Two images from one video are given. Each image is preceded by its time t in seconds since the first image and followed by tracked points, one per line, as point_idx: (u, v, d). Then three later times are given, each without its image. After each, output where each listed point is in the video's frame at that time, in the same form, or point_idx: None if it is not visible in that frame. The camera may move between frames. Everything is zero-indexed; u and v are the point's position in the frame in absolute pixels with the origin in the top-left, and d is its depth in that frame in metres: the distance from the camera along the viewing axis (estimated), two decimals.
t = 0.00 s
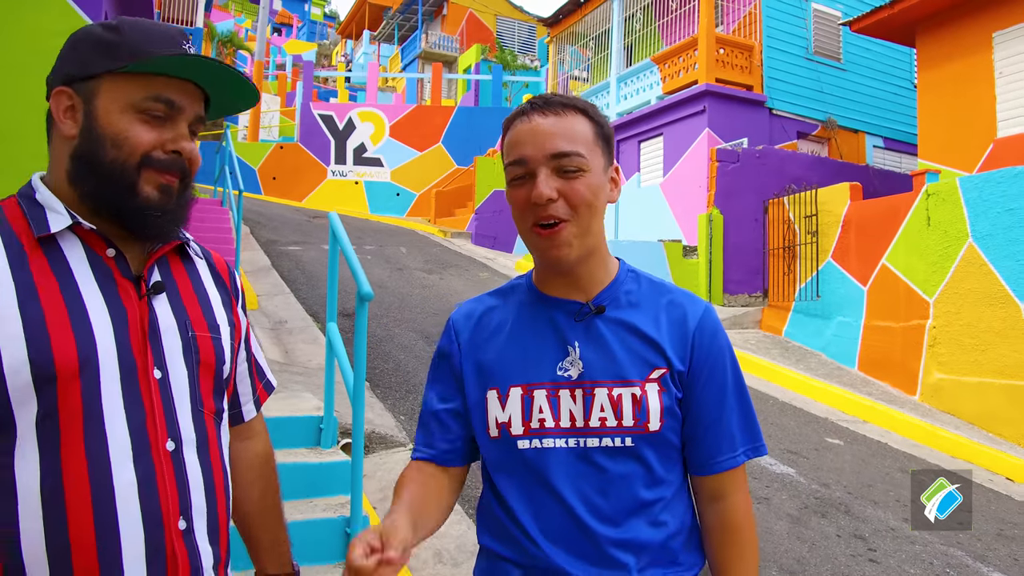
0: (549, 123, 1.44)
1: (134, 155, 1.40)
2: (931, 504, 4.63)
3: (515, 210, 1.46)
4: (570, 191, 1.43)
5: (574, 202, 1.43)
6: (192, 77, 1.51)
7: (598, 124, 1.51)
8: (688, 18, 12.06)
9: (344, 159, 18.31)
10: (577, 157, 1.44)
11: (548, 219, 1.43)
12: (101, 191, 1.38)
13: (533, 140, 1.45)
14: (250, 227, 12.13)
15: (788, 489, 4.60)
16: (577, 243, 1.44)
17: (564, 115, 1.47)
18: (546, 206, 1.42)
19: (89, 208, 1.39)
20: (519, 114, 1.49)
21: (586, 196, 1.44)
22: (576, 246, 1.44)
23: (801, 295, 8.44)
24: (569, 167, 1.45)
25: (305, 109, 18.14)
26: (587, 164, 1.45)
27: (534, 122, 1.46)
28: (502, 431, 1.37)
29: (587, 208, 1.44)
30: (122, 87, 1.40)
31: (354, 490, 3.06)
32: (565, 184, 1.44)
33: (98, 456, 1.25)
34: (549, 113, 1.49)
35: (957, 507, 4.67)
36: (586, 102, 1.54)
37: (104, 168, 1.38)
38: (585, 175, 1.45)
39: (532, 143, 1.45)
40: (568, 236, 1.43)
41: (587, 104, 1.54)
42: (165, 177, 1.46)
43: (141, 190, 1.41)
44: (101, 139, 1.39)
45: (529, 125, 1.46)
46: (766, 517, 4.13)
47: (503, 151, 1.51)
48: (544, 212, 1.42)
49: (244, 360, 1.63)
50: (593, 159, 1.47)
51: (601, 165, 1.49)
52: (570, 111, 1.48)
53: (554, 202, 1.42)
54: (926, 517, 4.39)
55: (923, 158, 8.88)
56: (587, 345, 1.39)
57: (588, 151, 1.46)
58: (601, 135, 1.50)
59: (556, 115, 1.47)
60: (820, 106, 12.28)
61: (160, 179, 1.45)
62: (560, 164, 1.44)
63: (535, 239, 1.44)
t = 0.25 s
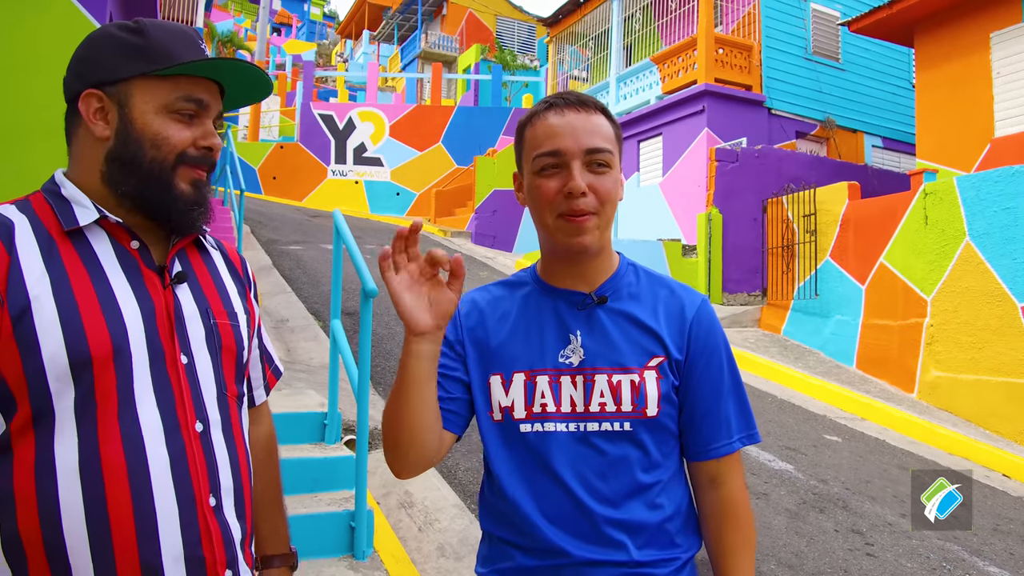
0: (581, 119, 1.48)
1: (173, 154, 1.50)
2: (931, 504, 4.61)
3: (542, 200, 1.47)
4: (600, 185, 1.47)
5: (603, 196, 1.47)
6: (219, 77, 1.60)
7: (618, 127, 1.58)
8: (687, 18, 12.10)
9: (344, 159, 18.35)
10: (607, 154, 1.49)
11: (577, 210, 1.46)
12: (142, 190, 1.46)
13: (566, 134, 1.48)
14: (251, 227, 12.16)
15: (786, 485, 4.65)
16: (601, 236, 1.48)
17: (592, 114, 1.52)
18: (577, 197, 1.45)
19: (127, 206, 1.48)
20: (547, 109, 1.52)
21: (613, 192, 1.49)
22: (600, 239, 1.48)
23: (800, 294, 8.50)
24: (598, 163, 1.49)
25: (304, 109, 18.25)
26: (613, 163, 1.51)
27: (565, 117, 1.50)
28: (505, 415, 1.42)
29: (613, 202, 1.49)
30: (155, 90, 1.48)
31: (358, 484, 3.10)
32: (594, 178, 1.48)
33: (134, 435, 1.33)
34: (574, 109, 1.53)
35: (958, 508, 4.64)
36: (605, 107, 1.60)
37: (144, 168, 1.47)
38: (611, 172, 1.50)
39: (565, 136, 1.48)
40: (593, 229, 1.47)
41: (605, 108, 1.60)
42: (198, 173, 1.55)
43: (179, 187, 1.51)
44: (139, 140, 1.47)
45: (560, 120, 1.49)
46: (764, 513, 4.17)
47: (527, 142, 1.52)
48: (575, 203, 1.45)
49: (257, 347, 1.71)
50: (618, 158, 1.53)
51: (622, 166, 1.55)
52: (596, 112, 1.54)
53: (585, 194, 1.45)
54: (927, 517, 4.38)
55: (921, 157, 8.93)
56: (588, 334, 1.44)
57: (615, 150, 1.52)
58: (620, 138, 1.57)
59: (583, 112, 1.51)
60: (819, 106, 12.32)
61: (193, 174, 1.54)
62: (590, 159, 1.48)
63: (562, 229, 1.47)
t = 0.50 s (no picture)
0: (582, 117, 1.51)
1: (178, 149, 1.52)
2: (931, 503, 4.61)
3: (542, 195, 1.50)
4: (602, 180, 1.50)
5: (603, 190, 1.50)
6: (217, 71, 1.61)
7: (617, 124, 1.61)
8: (687, 18, 12.12)
9: (343, 159, 18.37)
10: (607, 149, 1.52)
11: (577, 204, 1.49)
12: (150, 186, 1.49)
13: (567, 129, 1.51)
14: (251, 227, 12.18)
15: (786, 483, 4.68)
16: (600, 229, 1.51)
17: (593, 111, 1.55)
18: (578, 191, 1.48)
19: (134, 203, 1.50)
20: (549, 106, 1.55)
21: (612, 186, 1.52)
22: (599, 232, 1.51)
23: (799, 293, 8.52)
24: (598, 158, 1.52)
25: (305, 109, 18.25)
26: (612, 157, 1.54)
27: (566, 114, 1.53)
28: (510, 409, 1.43)
29: (613, 198, 1.52)
30: (159, 88, 1.51)
31: (361, 482, 3.13)
32: (594, 173, 1.51)
33: (147, 426, 1.37)
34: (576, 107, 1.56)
35: (957, 507, 4.64)
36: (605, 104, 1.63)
37: (151, 165, 1.49)
38: (610, 166, 1.53)
39: (565, 132, 1.51)
40: (593, 222, 1.50)
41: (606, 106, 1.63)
42: (203, 168, 1.58)
43: (185, 182, 1.54)
44: (145, 138, 1.49)
45: (561, 116, 1.52)
46: (764, 510, 4.20)
47: (529, 139, 1.56)
48: (575, 196, 1.48)
49: (262, 340, 1.77)
50: (617, 153, 1.56)
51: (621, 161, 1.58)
52: (597, 109, 1.57)
53: (585, 187, 1.48)
54: (926, 517, 4.37)
55: (920, 157, 8.96)
56: (590, 329, 1.47)
57: (614, 145, 1.55)
58: (620, 134, 1.60)
59: (585, 110, 1.54)
60: (818, 106, 12.36)
61: (199, 169, 1.57)
62: (590, 153, 1.51)
63: (562, 221, 1.50)
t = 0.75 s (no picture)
0: (575, 114, 1.55)
1: (193, 154, 1.55)
2: (930, 503, 4.61)
3: (541, 192, 1.54)
4: (598, 175, 1.54)
5: (599, 184, 1.54)
6: (226, 74, 1.61)
7: (613, 121, 1.65)
8: (688, 18, 12.13)
9: (345, 159, 18.40)
10: (601, 145, 1.56)
11: (574, 199, 1.52)
12: (166, 190, 1.52)
13: (561, 128, 1.55)
14: (253, 226, 12.21)
15: (787, 482, 4.69)
16: (599, 224, 1.55)
17: (587, 109, 1.59)
18: (575, 186, 1.52)
19: (150, 206, 1.53)
20: (543, 107, 1.59)
21: (609, 180, 1.55)
22: (598, 227, 1.54)
23: (800, 293, 8.53)
24: (593, 154, 1.56)
25: (306, 108, 18.25)
26: (608, 152, 1.57)
27: (560, 114, 1.57)
28: (527, 413, 1.42)
29: (610, 192, 1.56)
30: (175, 92, 1.53)
31: (364, 480, 3.14)
32: (590, 168, 1.54)
33: (159, 424, 1.39)
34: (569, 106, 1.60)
35: (956, 506, 4.64)
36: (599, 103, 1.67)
37: (167, 169, 1.52)
38: (606, 162, 1.57)
39: (560, 130, 1.55)
40: (592, 217, 1.54)
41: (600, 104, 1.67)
42: (217, 171, 1.61)
43: (200, 185, 1.56)
44: (160, 142, 1.52)
45: (556, 116, 1.56)
46: (765, 508, 4.22)
47: (526, 140, 1.60)
48: (573, 191, 1.51)
49: (272, 337, 1.85)
50: (612, 148, 1.59)
51: (618, 156, 1.61)
52: (590, 107, 1.60)
53: (582, 182, 1.52)
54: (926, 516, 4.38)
55: (920, 156, 8.97)
56: (600, 328, 1.48)
57: (609, 141, 1.58)
58: (615, 131, 1.63)
59: (577, 108, 1.58)
60: (819, 106, 12.37)
61: (213, 172, 1.60)
62: (585, 150, 1.55)
63: (561, 217, 1.53)
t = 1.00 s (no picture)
0: (551, 120, 1.55)
1: (206, 158, 1.56)
2: (931, 504, 4.58)
3: (525, 202, 1.55)
4: (579, 179, 1.53)
5: (581, 188, 1.54)
6: (237, 74, 1.61)
7: (591, 120, 1.64)
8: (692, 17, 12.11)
9: (349, 159, 18.42)
10: (580, 146, 1.56)
11: (558, 204, 1.53)
12: (179, 195, 1.53)
13: (538, 135, 1.55)
14: (256, 226, 12.23)
15: (792, 482, 4.69)
16: (586, 226, 1.55)
17: (562, 112, 1.59)
18: (557, 191, 1.52)
19: (162, 209, 1.54)
20: (519, 115, 1.59)
21: (591, 182, 1.55)
22: (585, 229, 1.55)
23: (804, 292, 8.52)
24: (574, 156, 1.56)
25: (310, 108, 18.27)
26: (587, 153, 1.57)
27: (536, 120, 1.57)
28: (530, 418, 1.44)
29: (593, 194, 1.55)
30: (187, 98, 1.54)
31: (370, 480, 3.15)
32: (571, 172, 1.54)
33: (171, 426, 1.40)
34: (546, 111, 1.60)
35: (957, 505, 4.63)
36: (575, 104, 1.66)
37: (180, 174, 1.53)
38: (587, 163, 1.57)
39: (538, 137, 1.55)
40: (578, 220, 1.53)
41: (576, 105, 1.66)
42: (229, 175, 1.62)
43: (213, 189, 1.58)
44: (173, 147, 1.53)
45: (532, 123, 1.57)
46: (770, 508, 4.22)
47: (506, 150, 1.60)
48: (555, 197, 1.52)
49: (284, 337, 1.88)
50: (591, 149, 1.59)
51: (598, 156, 1.61)
52: (566, 109, 1.60)
53: (564, 188, 1.52)
54: (926, 517, 4.37)
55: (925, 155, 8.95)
56: (600, 328, 1.49)
57: (587, 141, 1.58)
58: (594, 130, 1.63)
59: (554, 113, 1.58)
60: (823, 105, 12.34)
61: (225, 177, 1.61)
62: (564, 154, 1.55)
63: (547, 223, 1.54)
